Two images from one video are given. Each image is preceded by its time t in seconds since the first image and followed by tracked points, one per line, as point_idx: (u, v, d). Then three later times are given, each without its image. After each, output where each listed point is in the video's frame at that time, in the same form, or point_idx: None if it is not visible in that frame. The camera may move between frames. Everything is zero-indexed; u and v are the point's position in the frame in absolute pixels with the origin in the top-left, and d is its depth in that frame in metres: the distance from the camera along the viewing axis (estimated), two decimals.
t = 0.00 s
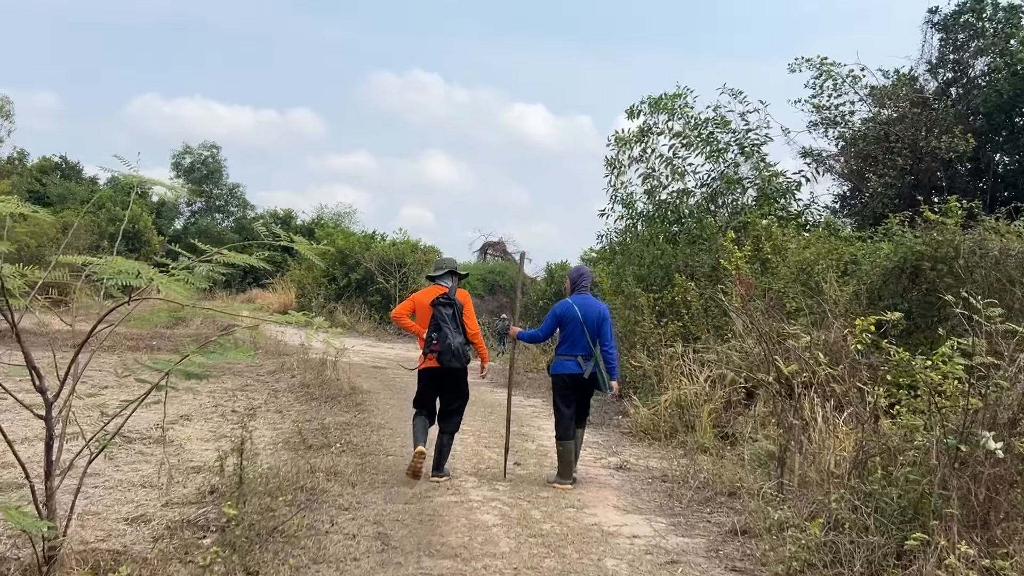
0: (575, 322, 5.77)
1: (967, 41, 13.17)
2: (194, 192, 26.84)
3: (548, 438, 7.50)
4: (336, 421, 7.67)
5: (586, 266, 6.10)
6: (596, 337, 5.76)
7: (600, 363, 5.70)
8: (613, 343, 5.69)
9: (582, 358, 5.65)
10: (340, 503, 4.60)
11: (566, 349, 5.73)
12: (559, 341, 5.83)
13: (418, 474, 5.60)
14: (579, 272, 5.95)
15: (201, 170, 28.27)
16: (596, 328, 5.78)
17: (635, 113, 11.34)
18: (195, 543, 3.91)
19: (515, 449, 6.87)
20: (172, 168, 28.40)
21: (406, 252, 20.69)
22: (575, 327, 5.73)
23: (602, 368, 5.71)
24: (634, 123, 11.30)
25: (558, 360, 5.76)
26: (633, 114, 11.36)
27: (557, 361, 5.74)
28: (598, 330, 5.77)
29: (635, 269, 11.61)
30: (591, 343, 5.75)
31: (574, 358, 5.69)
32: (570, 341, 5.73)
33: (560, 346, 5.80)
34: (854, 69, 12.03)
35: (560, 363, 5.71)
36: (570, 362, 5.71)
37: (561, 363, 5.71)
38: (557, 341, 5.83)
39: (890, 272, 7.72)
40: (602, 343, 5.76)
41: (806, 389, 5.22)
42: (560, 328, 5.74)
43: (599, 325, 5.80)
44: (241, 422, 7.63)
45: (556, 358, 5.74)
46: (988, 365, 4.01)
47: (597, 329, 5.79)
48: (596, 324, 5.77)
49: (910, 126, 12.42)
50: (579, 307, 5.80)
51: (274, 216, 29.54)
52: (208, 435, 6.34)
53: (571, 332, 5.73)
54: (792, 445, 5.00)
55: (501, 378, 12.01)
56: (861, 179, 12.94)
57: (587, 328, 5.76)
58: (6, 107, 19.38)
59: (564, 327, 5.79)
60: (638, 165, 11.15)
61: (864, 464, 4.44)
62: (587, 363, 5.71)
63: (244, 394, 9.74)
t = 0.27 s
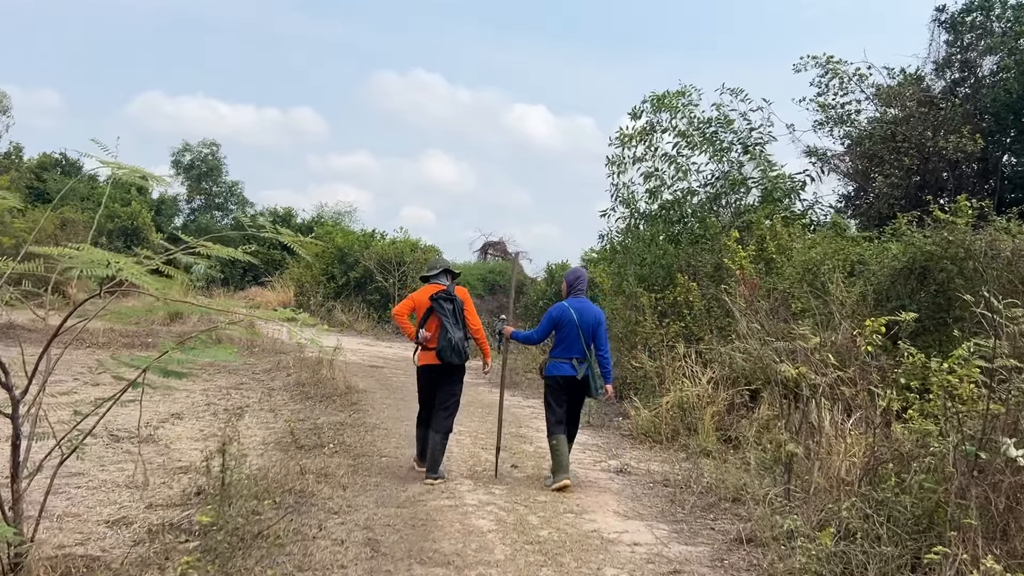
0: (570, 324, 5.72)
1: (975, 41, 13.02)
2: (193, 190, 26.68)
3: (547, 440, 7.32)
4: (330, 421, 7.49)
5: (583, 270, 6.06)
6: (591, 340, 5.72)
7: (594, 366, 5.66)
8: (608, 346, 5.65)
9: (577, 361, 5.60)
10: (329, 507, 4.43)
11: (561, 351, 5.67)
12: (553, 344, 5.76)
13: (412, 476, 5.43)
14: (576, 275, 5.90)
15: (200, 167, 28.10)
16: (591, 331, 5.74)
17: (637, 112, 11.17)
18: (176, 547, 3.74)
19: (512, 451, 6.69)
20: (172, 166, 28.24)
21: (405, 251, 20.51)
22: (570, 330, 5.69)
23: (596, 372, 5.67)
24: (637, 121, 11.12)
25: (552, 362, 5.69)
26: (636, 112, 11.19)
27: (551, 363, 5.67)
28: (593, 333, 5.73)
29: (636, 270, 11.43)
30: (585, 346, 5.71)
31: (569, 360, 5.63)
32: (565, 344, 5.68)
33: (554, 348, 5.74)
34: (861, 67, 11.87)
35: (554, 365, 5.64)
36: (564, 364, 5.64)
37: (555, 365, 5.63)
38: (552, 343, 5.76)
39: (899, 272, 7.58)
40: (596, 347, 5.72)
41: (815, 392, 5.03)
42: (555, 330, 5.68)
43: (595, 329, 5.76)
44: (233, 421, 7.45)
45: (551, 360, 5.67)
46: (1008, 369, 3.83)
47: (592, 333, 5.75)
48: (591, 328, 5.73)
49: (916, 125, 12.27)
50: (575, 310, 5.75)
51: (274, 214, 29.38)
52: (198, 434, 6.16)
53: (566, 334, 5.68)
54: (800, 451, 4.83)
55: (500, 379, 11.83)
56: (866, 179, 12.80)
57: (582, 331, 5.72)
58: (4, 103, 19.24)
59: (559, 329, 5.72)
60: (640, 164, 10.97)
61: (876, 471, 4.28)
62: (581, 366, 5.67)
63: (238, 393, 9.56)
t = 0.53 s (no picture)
0: (568, 322, 5.70)
1: (983, 41, 12.82)
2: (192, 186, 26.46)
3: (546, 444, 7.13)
4: (322, 423, 7.29)
5: (583, 269, 6.02)
6: (587, 339, 5.71)
7: (588, 366, 5.65)
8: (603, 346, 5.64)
9: (573, 360, 5.59)
10: (318, 515, 4.25)
11: (557, 349, 5.66)
12: (549, 341, 5.74)
13: (405, 481, 5.25)
14: (575, 273, 5.87)
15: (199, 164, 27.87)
16: (588, 330, 5.73)
17: (642, 109, 10.97)
18: (156, 557, 3.55)
19: (510, 455, 6.50)
20: (171, 162, 28.01)
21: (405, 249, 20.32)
22: (567, 329, 5.67)
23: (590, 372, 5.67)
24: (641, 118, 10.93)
25: (547, 360, 5.69)
26: (641, 108, 10.99)
27: (546, 361, 5.67)
28: (590, 333, 5.72)
29: (639, 270, 11.23)
30: (582, 345, 5.70)
31: (564, 358, 5.62)
32: (561, 342, 5.66)
33: (550, 346, 5.72)
34: (870, 66, 11.70)
35: (549, 363, 5.64)
36: (558, 362, 5.65)
37: (549, 363, 5.64)
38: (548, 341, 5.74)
39: (909, 274, 7.45)
40: (592, 346, 5.71)
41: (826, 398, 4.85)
42: (552, 328, 5.66)
43: (591, 328, 5.75)
44: (224, 423, 7.25)
45: (545, 357, 5.67)
46: None
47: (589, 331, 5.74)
48: (588, 327, 5.73)
49: (924, 125, 12.12)
50: (573, 309, 5.73)
51: (274, 211, 29.18)
52: (186, 436, 5.97)
53: (563, 332, 5.65)
54: (809, 460, 4.66)
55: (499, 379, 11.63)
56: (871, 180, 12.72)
57: (579, 330, 5.70)
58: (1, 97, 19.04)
59: (556, 328, 5.69)
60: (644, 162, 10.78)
61: (889, 483, 4.13)
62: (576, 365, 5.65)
63: (230, 393, 9.37)
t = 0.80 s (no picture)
0: (562, 320, 5.70)
1: (992, 35, 12.58)
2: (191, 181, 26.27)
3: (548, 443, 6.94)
4: (319, 422, 7.11)
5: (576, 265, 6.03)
6: (582, 337, 5.71)
7: (582, 364, 5.66)
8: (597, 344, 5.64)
9: (567, 358, 5.58)
10: (310, 519, 4.07)
11: (551, 347, 5.67)
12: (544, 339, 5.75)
13: (403, 482, 5.06)
14: (570, 271, 5.86)
15: (199, 158, 27.67)
16: (582, 329, 5.74)
17: (650, 99, 10.79)
18: (139, 563, 3.37)
19: (511, 455, 6.32)
20: (170, 156, 27.82)
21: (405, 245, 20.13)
22: (562, 327, 5.67)
23: (584, 370, 5.67)
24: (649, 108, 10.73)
25: (542, 358, 5.69)
26: (649, 98, 10.79)
27: (541, 358, 5.67)
28: (584, 331, 5.73)
29: (643, 266, 11.05)
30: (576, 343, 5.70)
31: (558, 357, 5.62)
32: (556, 340, 5.67)
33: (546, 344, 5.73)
34: (880, 60, 11.51)
35: (544, 361, 5.64)
36: (553, 361, 5.65)
37: (544, 361, 5.64)
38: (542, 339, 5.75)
39: (920, 272, 7.25)
40: (586, 344, 5.72)
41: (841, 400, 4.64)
42: (547, 326, 5.67)
43: (585, 326, 5.76)
44: (219, 421, 7.07)
45: (540, 355, 5.67)
46: None
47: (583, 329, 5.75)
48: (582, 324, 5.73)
49: (934, 121, 11.91)
50: (568, 307, 5.72)
51: (274, 207, 28.99)
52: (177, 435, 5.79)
53: (557, 330, 5.66)
54: (823, 461, 4.47)
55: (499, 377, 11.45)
56: (877, 178, 12.62)
57: (573, 328, 5.70)
58: None
59: (551, 326, 5.70)
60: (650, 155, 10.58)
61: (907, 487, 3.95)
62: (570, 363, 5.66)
63: (226, 390, 9.19)
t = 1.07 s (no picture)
0: (552, 317, 5.93)
1: (999, 27, 12.35)
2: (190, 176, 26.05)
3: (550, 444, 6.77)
4: (315, 422, 6.93)
5: (568, 263, 6.24)
6: (572, 333, 5.92)
7: (572, 359, 5.86)
8: (586, 340, 5.82)
9: (556, 354, 5.81)
10: (303, 527, 3.90)
11: (541, 342, 5.91)
12: (536, 336, 6.00)
13: (400, 485, 4.89)
14: (560, 268, 6.07)
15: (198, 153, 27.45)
16: (572, 324, 5.94)
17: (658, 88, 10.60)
18: None
19: (512, 457, 6.15)
20: (169, 151, 27.60)
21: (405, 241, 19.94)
22: (552, 323, 5.89)
23: (574, 365, 5.86)
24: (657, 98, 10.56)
25: (533, 353, 5.95)
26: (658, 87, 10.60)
27: (533, 353, 5.93)
28: (574, 326, 5.93)
29: (646, 261, 10.87)
30: (566, 338, 5.91)
31: (547, 352, 5.86)
32: (546, 336, 5.90)
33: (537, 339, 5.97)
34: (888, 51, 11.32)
35: (534, 356, 5.89)
36: (543, 356, 5.89)
37: (534, 356, 5.89)
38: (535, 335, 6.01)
39: (932, 268, 7.08)
40: (577, 340, 5.91)
41: (858, 399, 4.46)
42: (537, 322, 5.90)
43: (576, 322, 5.95)
44: (213, 421, 6.89)
45: (530, 351, 5.93)
46: None
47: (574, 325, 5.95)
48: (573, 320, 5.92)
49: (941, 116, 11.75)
50: (558, 303, 5.95)
51: (273, 202, 28.80)
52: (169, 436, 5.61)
53: (547, 326, 5.89)
54: (840, 464, 4.29)
55: (500, 374, 11.28)
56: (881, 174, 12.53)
57: (563, 324, 5.92)
58: None
59: (542, 322, 5.94)
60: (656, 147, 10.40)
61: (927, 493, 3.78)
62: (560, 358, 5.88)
63: (222, 388, 9.01)
